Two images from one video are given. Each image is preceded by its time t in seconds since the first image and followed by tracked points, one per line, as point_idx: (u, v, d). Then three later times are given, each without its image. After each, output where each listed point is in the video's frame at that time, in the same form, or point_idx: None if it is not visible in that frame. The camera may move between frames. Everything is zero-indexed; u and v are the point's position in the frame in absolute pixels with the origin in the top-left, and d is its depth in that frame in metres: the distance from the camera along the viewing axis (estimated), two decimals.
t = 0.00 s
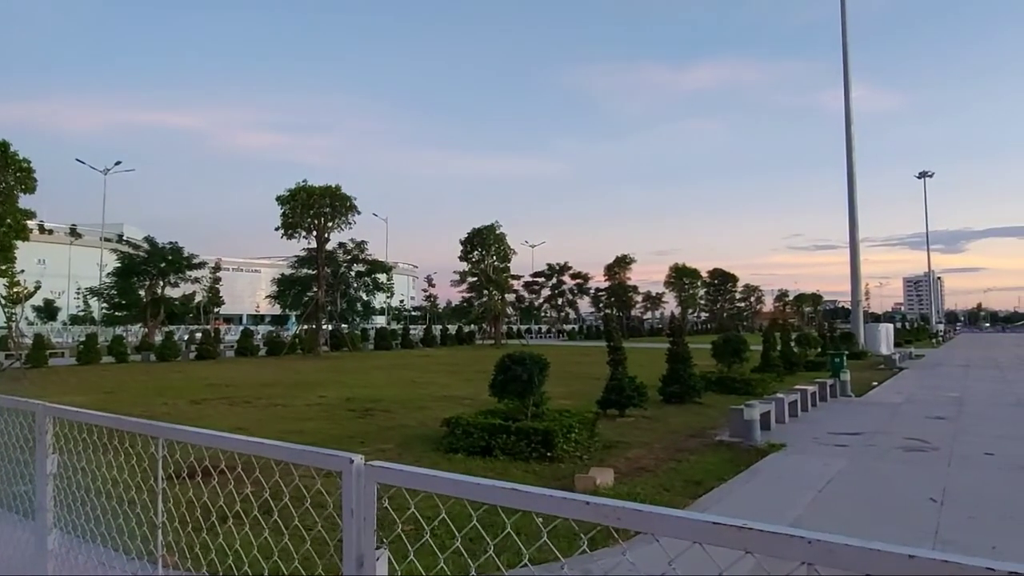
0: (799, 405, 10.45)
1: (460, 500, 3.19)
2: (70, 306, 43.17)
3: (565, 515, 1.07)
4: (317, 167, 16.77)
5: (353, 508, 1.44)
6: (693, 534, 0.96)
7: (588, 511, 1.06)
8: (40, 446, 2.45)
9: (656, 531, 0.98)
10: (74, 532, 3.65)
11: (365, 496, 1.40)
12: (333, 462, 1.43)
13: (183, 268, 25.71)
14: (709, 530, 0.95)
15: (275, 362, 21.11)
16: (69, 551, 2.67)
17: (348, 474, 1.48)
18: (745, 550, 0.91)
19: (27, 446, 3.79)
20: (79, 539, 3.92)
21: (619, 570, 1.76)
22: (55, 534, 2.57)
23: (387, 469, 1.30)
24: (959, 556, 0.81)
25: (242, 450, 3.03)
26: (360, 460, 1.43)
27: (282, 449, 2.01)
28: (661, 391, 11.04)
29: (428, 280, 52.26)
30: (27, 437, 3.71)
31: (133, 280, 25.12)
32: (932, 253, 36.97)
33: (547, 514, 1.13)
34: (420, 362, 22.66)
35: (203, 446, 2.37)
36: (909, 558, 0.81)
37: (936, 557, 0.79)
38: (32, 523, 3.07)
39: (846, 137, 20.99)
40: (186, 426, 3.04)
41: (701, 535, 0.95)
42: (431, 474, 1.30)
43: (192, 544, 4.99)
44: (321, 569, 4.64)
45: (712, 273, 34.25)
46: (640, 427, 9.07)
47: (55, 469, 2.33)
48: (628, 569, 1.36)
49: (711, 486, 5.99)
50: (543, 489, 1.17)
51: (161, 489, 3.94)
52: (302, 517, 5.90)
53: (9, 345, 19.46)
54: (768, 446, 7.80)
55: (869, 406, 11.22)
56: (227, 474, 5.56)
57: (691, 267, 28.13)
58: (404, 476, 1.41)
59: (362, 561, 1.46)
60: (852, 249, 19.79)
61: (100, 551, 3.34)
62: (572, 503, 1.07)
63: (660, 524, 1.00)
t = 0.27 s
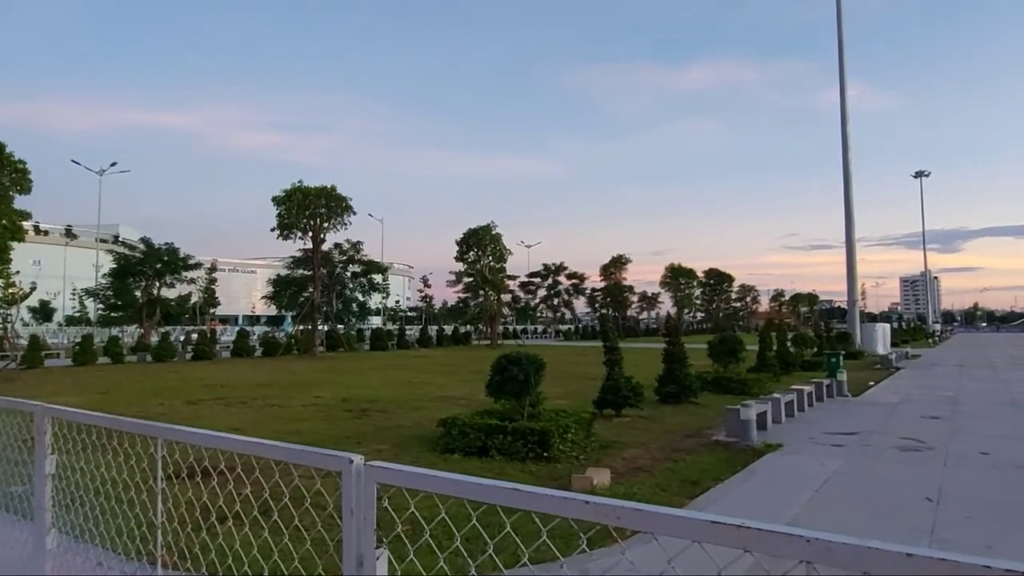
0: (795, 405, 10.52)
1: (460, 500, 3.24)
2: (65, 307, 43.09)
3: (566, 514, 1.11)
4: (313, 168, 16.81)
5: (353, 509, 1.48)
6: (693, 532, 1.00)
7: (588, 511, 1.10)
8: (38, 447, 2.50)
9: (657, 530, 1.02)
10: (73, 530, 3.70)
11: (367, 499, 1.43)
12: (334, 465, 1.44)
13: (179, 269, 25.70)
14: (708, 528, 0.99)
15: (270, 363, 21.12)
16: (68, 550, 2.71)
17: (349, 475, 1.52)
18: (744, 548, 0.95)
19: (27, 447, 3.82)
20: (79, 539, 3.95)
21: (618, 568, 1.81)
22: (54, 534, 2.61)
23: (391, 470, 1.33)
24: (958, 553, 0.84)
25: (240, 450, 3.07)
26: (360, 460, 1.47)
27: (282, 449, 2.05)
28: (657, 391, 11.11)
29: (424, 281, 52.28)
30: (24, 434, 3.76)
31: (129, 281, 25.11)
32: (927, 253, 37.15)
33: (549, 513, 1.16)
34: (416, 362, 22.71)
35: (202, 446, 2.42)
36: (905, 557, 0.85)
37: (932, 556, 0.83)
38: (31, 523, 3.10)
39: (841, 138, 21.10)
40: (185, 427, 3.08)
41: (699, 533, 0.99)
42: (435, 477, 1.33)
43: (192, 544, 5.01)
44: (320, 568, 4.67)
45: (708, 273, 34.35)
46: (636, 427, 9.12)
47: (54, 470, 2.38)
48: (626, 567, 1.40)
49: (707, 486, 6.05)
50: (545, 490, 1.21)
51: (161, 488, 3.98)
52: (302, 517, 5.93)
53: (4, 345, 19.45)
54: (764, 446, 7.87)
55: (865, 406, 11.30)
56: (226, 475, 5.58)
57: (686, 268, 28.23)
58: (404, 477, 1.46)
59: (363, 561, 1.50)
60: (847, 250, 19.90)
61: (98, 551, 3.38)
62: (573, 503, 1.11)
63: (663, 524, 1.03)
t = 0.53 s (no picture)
0: (795, 404, 10.57)
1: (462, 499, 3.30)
2: (64, 308, 43.17)
3: (569, 513, 1.16)
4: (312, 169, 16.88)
5: (355, 508, 1.53)
6: (694, 532, 1.04)
7: (590, 509, 1.15)
8: (41, 447, 2.56)
9: (660, 529, 1.07)
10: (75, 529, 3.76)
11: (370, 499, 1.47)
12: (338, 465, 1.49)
13: (178, 270, 25.77)
14: (709, 528, 1.03)
15: (270, 363, 21.18)
16: (70, 550, 2.77)
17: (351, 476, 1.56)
18: (746, 547, 1.00)
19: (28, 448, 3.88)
20: (80, 540, 4.00)
21: (616, 569, 1.85)
22: (56, 533, 2.67)
23: (396, 470, 1.37)
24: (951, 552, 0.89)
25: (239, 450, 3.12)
26: (362, 460, 1.53)
27: (284, 449, 2.11)
28: (657, 390, 11.18)
29: (423, 281, 52.34)
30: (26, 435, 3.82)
31: (128, 282, 25.18)
32: (927, 252, 37.17)
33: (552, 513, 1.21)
34: (416, 362, 22.73)
35: (204, 445, 2.48)
36: (904, 555, 0.89)
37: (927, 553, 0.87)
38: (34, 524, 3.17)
39: (841, 137, 21.16)
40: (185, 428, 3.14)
41: (699, 532, 1.04)
42: (441, 477, 1.37)
43: (194, 543, 5.07)
44: (320, 568, 4.72)
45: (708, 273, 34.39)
46: (636, 427, 9.18)
47: (57, 470, 2.44)
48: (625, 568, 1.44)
49: (707, 486, 6.12)
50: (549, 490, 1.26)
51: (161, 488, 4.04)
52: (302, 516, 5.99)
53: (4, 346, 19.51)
54: (764, 445, 7.94)
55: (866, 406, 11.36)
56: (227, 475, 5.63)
57: (686, 267, 28.27)
58: (406, 477, 1.50)
59: (364, 561, 1.54)
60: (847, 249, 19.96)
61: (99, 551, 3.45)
62: (575, 503, 1.16)
63: (664, 524, 1.08)
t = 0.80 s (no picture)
0: (800, 404, 10.59)
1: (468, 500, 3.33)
2: (70, 310, 43.47)
3: (571, 510, 1.15)
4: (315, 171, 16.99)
5: (358, 508, 1.54)
6: (697, 530, 1.03)
7: (593, 506, 1.14)
8: (47, 447, 2.62)
9: (660, 525, 1.06)
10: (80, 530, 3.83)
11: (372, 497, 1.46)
12: (341, 465, 1.47)
13: (183, 272, 25.91)
14: (712, 527, 1.02)
15: (274, 364, 21.28)
16: (76, 551, 2.82)
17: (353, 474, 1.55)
18: (747, 545, 0.99)
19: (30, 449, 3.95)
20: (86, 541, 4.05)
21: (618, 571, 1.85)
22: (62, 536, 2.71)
23: (396, 469, 1.37)
24: (955, 549, 0.88)
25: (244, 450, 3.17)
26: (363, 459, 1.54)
27: (289, 448, 2.14)
28: (661, 390, 11.21)
29: (427, 281, 52.47)
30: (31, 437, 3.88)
31: (134, 284, 25.33)
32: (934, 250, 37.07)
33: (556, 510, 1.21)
34: (421, 362, 22.82)
35: (209, 446, 2.53)
36: (905, 551, 0.88)
37: (930, 550, 0.86)
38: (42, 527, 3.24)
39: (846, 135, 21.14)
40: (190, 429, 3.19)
41: (700, 528, 1.03)
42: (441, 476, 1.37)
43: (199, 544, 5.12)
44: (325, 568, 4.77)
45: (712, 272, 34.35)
46: (641, 427, 9.22)
47: (63, 470, 2.50)
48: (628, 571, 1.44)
49: (712, 486, 6.16)
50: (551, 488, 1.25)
51: (165, 488, 4.10)
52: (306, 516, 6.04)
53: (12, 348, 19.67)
54: (769, 445, 7.97)
55: (872, 404, 11.38)
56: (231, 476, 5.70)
57: (690, 266, 28.30)
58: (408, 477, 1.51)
59: (366, 560, 1.55)
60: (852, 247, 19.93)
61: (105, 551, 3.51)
62: (576, 500, 1.16)
63: (666, 520, 1.07)
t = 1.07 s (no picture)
0: (806, 402, 10.58)
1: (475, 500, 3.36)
2: (77, 312, 43.74)
3: (570, 512, 1.14)
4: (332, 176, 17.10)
5: (362, 507, 1.56)
6: (697, 531, 1.01)
7: (592, 507, 1.12)
8: (55, 448, 2.68)
9: (659, 527, 1.04)
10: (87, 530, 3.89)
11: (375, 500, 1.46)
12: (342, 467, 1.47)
13: (190, 274, 26.02)
14: (711, 528, 1.00)
15: (281, 365, 21.38)
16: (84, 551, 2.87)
17: (359, 475, 1.55)
18: (748, 546, 0.97)
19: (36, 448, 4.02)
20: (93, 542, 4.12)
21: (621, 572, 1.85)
22: (71, 534, 2.77)
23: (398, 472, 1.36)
24: (955, 549, 0.85)
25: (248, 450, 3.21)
26: (366, 460, 1.56)
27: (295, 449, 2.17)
28: (667, 389, 11.23)
29: (432, 281, 52.61)
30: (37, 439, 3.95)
31: (140, 285, 25.48)
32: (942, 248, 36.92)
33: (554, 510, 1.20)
34: (426, 362, 22.89)
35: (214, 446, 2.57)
36: (906, 552, 0.85)
37: (932, 552, 0.84)
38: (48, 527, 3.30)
39: (852, 133, 21.10)
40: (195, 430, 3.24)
41: (699, 530, 1.01)
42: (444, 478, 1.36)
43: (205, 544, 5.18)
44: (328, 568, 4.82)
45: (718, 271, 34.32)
46: (646, 426, 9.24)
47: (70, 472, 2.55)
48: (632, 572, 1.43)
49: (717, 486, 6.18)
50: (549, 488, 1.24)
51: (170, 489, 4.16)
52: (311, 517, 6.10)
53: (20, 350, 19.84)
54: (775, 444, 7.99)
55: (879, 403, 11.37)
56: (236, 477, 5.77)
57: (695, 265, 28.29)
58: (412, 477, 1.52)
59: (371, 561, 1.56)
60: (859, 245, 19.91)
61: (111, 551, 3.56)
62: (575, 501, 1.14)
63: (666, 521, 1.05)
